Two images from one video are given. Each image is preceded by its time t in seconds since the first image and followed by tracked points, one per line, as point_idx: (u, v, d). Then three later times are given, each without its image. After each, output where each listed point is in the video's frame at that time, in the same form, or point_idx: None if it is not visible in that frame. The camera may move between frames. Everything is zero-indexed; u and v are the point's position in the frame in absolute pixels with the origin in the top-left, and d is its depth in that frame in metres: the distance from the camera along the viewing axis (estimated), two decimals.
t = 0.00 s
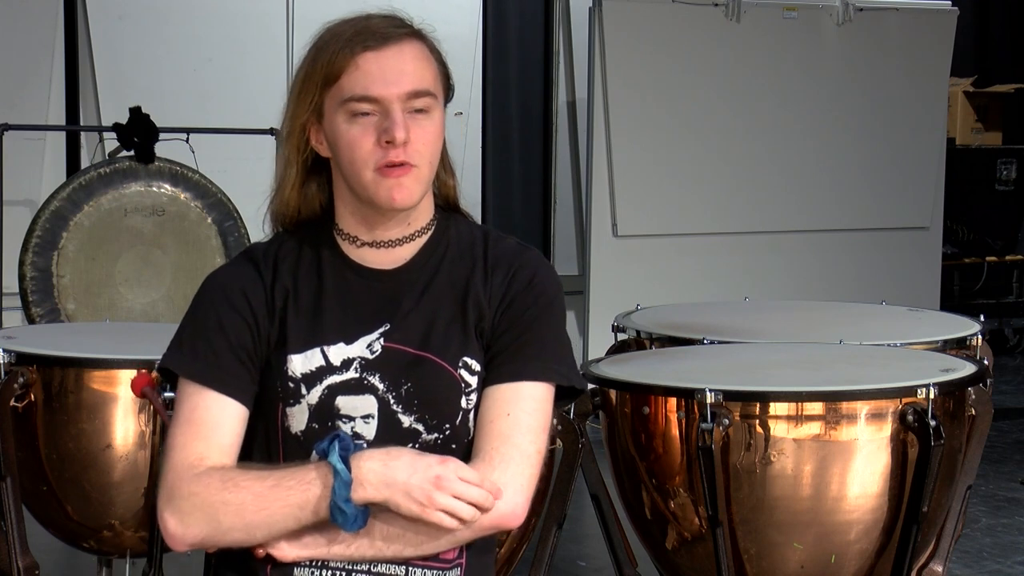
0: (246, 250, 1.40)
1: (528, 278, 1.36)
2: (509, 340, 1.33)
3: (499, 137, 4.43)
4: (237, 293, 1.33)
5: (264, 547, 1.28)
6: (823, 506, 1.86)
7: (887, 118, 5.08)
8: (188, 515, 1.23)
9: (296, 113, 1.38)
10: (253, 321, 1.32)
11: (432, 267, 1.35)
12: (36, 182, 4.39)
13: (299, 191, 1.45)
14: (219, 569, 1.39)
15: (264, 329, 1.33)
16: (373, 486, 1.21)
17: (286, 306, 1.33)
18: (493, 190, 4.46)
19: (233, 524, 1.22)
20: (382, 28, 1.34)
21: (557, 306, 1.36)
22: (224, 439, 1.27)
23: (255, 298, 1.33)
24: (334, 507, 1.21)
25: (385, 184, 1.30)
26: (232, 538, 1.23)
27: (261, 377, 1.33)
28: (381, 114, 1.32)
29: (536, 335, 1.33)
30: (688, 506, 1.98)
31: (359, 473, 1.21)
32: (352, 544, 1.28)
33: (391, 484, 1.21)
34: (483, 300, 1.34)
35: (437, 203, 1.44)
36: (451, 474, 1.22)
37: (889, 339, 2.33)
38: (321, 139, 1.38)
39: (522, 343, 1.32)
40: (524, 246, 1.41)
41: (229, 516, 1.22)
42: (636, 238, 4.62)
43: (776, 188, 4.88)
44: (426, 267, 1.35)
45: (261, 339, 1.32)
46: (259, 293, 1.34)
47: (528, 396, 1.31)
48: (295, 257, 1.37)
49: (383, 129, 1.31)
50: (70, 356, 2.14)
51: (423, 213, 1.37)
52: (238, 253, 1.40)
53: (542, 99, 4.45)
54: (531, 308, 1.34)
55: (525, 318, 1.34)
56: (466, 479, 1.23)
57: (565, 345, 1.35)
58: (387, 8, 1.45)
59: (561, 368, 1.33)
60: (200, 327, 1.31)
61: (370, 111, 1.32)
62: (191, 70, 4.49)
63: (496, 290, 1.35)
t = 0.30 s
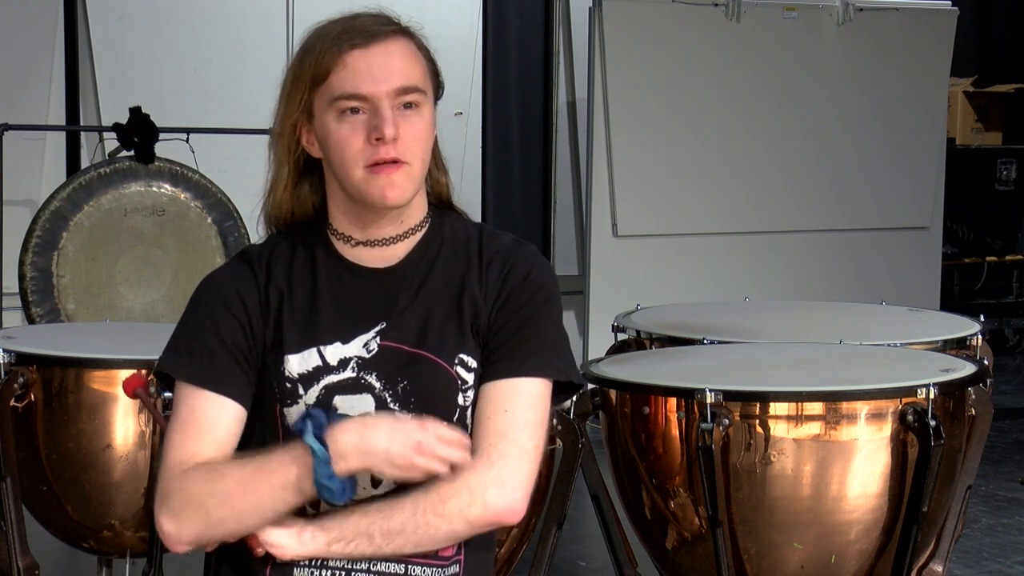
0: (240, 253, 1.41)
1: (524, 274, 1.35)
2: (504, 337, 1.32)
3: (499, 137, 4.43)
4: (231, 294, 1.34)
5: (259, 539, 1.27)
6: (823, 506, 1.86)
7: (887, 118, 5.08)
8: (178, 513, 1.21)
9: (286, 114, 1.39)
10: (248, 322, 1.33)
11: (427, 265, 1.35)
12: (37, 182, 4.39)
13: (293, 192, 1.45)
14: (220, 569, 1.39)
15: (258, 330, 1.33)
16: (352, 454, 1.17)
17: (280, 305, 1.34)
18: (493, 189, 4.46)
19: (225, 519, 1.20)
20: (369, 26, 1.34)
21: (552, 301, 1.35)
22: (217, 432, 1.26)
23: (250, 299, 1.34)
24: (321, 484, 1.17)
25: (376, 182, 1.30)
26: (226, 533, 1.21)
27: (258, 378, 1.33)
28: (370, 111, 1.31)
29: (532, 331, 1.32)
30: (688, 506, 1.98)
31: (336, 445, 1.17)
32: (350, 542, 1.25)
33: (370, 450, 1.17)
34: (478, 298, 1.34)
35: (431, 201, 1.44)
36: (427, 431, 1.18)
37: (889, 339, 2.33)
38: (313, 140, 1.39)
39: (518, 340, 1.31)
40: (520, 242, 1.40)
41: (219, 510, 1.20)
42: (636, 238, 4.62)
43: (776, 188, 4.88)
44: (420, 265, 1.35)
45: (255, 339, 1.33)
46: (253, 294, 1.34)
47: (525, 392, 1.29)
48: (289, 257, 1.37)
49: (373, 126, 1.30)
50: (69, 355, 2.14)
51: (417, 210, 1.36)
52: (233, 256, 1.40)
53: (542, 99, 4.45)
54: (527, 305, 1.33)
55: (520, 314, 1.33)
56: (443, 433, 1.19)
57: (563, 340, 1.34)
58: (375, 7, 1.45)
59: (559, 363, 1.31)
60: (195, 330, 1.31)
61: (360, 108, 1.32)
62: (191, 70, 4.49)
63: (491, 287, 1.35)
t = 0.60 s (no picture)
0: (246, 250, 1.41)
1: (529, 275, 1.35)
2: (510, 338, 1.32)
3: (499, 137, 4.43)
4: (236, 292, 1.34)
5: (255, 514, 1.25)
6: (823, 506, 1.86)
7: (887, 118, 5.08)
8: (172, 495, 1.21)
9: (294, 114, 1.39)
10: (252, 317, 1.33)
11: (433, 264, 1.36)
12: (36, 182, 4.39)
13: (299, 191, 1.45)
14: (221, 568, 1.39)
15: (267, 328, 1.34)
16: (267, 359, 1.08)
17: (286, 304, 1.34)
18: (493, 190, 4.46)
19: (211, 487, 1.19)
20: (378, 25, 1.34)
21: (557, 304, 1.35)
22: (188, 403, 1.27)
23: (254, 298, 1.34)
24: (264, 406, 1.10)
25: (383, 180, 1.29)
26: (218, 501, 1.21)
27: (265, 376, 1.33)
28: (379, 111, 1.32)
29: (538, 334, 1.31)
30: (688, 506, 1.98)
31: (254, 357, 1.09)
32: (355, 540, 1.27)
33: (278, 346, 1.06)
34: (483, 298, 1.33)
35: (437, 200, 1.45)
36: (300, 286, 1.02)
37: (890, 339, 2.33)
38: (321, 139, 1.39)
39: (524, 343, 1.30)
40: (525, 243, 1.40)
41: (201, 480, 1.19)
42: (636, 238, 4.62)
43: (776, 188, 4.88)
44: (426, 264, 1.36)
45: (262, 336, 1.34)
46: (259, 292, 1.34)
47: (530, 394, 1.29)
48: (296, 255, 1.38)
49: (381, 126, 1.30)
50: (70, 356, 2.15)
51: (423, 209, 1.37)
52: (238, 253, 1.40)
53: (542, 99, 4.45)
54: (532, 306, 1.33)
55: (526, 315, 1.33)
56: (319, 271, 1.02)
57: (566, 341, 1.34)
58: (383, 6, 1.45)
59: (563, 365, 1.31)
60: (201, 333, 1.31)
61: (368, 108, 1.32)
62: (191, 70, 4.48)
63: (497, 287, 1.35)
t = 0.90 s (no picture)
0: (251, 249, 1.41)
1: (533, 278, 1.35)
2: (514, 340, 1.32)
3: (499, 136, 4.43)
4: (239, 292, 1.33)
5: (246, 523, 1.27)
6: (823, 506, 1.86)
7: (887, 118, 5.08)
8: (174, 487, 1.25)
9: (300, 113, 1.39)
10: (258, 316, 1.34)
11: (437, 266, 1.35)
12: (36, 182, 4.39)
13: (304, 191, 1.45)
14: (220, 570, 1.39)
15: (271, 327, 1.34)
16: (226, 317, 1.19)
17: (291, 304, 1.34)
18: (492, 190, 4.46)
19: (204, 461, 1.23)
20: (386, 26, 1.34)
21: (561, 307, 1.35)
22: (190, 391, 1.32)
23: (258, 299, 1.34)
24: (236, 363, 1.21)
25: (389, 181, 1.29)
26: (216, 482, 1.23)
27: (268, 376, 1.33)
28: (386, 111, 1.31)
29: (541, 338, 1.32)
30: (688, 506, 1.98)
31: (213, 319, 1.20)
32: (357, 544, 1.27)
33: (232, 304, 1.17)
34: (487, 300, 1.33)
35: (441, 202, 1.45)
36: (230, 246, 1.15)
37: (889, 339, 2.33)
38: (327, 139, 1.39)
39: (528, 345, 1.31)
40: (529, 246, 1.40)
41: (194, 457, 1.23)
42: (636, 238, 4.63)
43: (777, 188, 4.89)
44: (430, 264, 1.35)
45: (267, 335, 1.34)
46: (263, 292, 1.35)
47: (532, 397, 1.29)
48: (301, 255, 1.38)
49: (388, 126, 1.30)
50: (70, 356, 2.15)
51: (429, 212, 1.36)
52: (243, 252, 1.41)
53: (542, 99, 4.44)
54: (536, 310, 1.33)
55: (531, 318, 1.33)
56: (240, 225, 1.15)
57: (569, 343, 1.34)
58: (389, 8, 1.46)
59: (566, 369, 1.31)
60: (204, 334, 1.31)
61: (376, 107, 1.32)
62: (191, 70, 4.48)
63: (501, 290, 1.35)
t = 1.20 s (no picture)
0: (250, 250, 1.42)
1: (532, 278, 1.35)
2: (513, 341, 1.32)
3: (499, 136, 4.43)
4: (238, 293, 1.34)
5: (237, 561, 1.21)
6: (823, 506, 1.86)
7: (887, 118, 5.08)
8: (170, 484, 1.26)
9: (299, 113, 1.39)
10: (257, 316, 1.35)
11: (436, 266, 1.35)
12: (37, 182, 4.39)
13: (303, 191, 1.45)
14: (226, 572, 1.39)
15: (270, 327, 1.35)
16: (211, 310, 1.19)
17: (290, 305, 1.35)
18: (493, 190, 4.46)
19: (194, 455, 1.23)
20: (385, 26, 1.34)
21: (560, 307, 1.34)
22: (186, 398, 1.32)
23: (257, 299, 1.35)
24: (222, 356, 1.21)
25: (389, 181, 1.29)
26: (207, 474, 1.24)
27: (268, 376, 1.34)
28: (386, 111, 1.31)
29: (540, 337, 1.31)
30: (688, 506, 1.98)
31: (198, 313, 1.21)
32: (358, 551, 1.24)
33: (216, 296, 1.18)
34: (486, 300, 1.33)
35: (440, 202, 1.45)
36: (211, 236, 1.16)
37: (889, 339, 2.33)
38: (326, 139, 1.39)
39: (528, 345, 1.31)
40: (528, 245, 1.40)
41: (185, 452, 1.24)
42: (636, 238, 4.63)
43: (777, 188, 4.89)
44: (429, 263, 1.35)
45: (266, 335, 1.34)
46: (263, 293, 1.36)
47: (531, 398, 1.29)
48: (299, 256, 1.38)
49: (388, 126, 1.30)
50: (69, 356, 2.15)
51: (427, 212, 1.36)
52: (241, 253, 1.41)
53: (542, 99, 4.44)
54: (535, 310, 1.33)
55: (530, 318, 1.32)
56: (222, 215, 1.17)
57: (569, 343, 1.34)
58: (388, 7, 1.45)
59: (565, 369, 1.31)
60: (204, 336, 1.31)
61: (375, 108, 1.32)
62: (191, 70, 4.48)
63: (499, 290, 1.34)
